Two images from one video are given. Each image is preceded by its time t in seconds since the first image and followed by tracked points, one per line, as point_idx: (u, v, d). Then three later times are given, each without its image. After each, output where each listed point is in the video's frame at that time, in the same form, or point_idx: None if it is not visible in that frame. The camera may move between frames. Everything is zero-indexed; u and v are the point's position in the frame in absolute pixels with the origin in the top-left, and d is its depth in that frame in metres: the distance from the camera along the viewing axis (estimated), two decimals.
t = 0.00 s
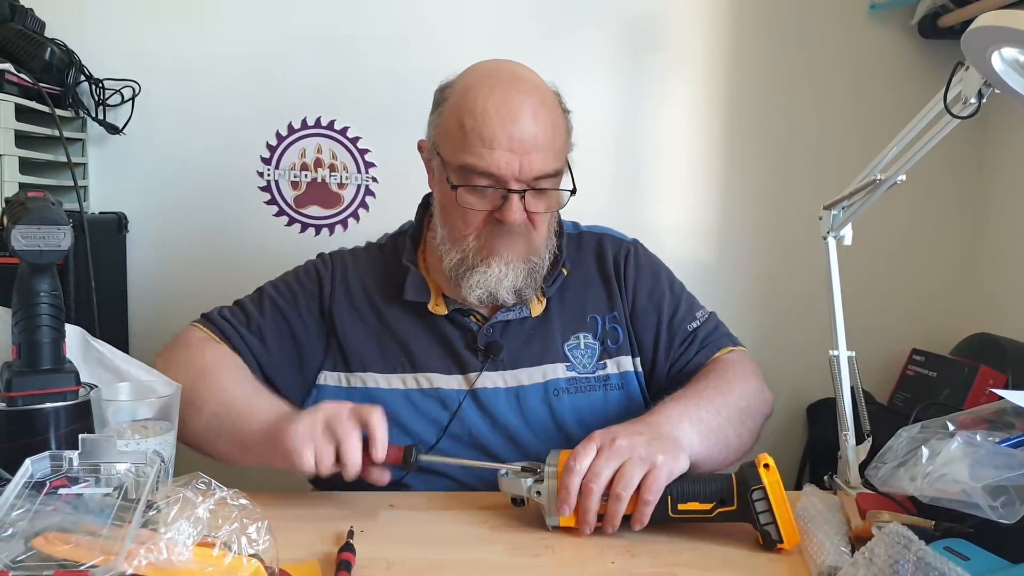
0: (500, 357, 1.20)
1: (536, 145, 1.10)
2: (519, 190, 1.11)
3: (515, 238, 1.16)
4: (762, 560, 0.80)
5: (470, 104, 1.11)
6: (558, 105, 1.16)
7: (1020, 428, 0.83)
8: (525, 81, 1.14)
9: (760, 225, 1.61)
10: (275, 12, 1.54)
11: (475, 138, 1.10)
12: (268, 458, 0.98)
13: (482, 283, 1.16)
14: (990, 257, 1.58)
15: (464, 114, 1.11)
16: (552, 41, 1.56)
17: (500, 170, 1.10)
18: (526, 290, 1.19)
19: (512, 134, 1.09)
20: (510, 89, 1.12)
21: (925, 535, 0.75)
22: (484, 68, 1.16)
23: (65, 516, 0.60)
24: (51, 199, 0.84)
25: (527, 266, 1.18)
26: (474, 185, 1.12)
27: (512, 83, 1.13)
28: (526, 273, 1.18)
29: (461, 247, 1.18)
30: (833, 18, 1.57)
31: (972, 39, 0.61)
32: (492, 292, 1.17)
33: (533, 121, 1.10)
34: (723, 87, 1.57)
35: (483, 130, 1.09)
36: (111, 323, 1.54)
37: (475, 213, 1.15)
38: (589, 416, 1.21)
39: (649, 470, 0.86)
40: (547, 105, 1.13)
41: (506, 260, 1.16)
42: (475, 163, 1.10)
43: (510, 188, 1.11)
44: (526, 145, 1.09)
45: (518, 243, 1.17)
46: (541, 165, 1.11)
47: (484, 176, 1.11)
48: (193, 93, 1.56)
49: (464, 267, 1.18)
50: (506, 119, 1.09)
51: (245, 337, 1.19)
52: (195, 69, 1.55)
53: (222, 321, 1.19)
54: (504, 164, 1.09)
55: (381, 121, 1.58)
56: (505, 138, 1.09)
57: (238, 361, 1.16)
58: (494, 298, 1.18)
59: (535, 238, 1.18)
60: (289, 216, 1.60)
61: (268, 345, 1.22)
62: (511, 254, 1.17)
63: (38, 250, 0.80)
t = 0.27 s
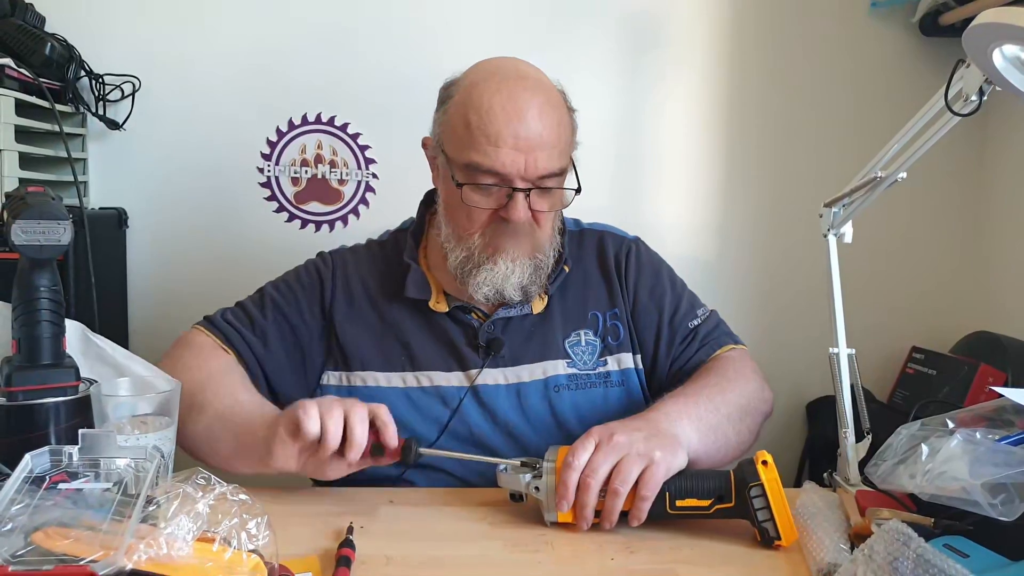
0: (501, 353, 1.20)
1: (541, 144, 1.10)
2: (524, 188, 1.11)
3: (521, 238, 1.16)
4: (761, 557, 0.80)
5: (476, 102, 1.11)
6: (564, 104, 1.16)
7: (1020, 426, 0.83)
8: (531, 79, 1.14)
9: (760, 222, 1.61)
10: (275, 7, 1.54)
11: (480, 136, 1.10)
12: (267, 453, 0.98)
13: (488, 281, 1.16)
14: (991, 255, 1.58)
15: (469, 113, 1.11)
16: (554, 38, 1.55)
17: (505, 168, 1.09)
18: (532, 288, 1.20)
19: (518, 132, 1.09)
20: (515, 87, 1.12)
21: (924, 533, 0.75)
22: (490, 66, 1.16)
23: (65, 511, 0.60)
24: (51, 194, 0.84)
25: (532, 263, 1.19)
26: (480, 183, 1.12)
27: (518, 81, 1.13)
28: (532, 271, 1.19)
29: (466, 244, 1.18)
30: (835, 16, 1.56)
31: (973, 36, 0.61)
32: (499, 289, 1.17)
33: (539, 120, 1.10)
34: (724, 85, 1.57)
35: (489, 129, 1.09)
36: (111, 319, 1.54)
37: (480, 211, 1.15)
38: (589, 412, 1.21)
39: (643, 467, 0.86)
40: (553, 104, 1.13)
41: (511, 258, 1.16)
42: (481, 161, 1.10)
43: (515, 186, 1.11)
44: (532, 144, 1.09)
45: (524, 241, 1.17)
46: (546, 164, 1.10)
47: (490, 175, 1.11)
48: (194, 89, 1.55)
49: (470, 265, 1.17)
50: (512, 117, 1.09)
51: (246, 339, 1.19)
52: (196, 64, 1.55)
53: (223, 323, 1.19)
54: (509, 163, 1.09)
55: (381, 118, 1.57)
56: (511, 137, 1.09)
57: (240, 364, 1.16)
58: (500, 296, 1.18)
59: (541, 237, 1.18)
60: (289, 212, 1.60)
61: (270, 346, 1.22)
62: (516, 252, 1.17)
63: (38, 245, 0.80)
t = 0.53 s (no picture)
0: (502, 350, 1.20)
1: (541, 143, 1.09)
2: (524, 187, 1.11)
3: (522, 236, 1.16)
4: (762, 555, 0.80)
5: (476, 101, 1.11)
6: (564, 103, 1.16)
7: (1019, 425, 0.83)
8: (532, 77, 1.14)
9: (761, 221, 1.61)
10: (275, 5, 1.54)
11: (480, 135, 1.09)
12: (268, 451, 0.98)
13: (489, 279, 1.17)
14: (991, 255, 1.58)
15: (469, 112, 1.11)
16: (554, 37, 1.55)
17: (505, 167, 1.09)
18: (534, 284, 1.21)
19: (518, 132, 1.08)
20: (515, 86, 1.11)
21: (924, 532, 0.75)
22: (490, 64, 1.16)
23: (64, 509, 0.60)
24: (52, 192, 0.84)
25: (534, 260, 1.19)
26: (480, 182, 1.12)
27: (518, 80, 1.12)
28: (534, 266, 1.19)
29: (467, 242, 1.18)
30: (835, 16, 1.56)
31: (973, 36, 0.61)
32: (500, 286, 1.18)
33: (539, 119, 1.09)
34: (724, 84, 1.57)
35: (488, 128, 1.09)
36: (111, 317, 1.54)
37: (480, 209, 1.15)
38: (589, 410, 1.21)
39: (644, 465, 0.86)
40: (553, 103, 1.13)
41: (512, 256, 1.16)
42: (481, 161, 1.10)
43: (515, 185, 1.11)
44: (531, 143, 1.09)
45: (525, 238, 1.17)
46: (546, 164, 1.10)
47: (490, 174, 1.10)
48: (193, 87, 1.55)
49: (471, 262, 1.18)
50: (512, 117, 1.08)
51: (246, 334, 1.17)
52: (195, 63, 1.55)
53: (222, 321, 1.18)
54: (508, 162, 1.09)
55: (381, 116, 1.57)
56: (510, 136, 1.08)
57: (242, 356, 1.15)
58: (502, 293, 1.19)
59: (543, 235, 1.18)
60: (289, 211, 1.60)
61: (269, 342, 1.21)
62: (517, 250, 1.17)
63: (38, 243, 0.80)
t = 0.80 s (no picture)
0: (503, 352, 1.20)
1: (545, 144, 1.10)
2: (526, 188, 1.11)
3: (524, 236, 1.16)
4: (761, 556, 0.80)
5: (480, 101, 1.11)
6: (568, 106, 1.16)
7: (1019, 426, 0.83)
8: (536, 79, 1.14)
9: (761, 221, 1.61)
10: (274, 6, 1.54)
11: (483, 135, 1.09)
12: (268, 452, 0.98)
13: (490, 279, 1.17)
14: (991, 255, 1.57)
15: (473, 112, 1.11)
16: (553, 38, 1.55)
17: (509, 168, 1.09)
18: (534, 284, 1.20)
19: (521, 132, 1.08)
20: (520, 87, 1.11)
21: (923, 532, 0.75)
22: (494, 65, 1.16)
23: (64, 510, 0.60)
24: (51, 193, 0.84)
25: (535, 260, 1.19)
26: (483, 182, 1.12)
27: (523, 81, 1.12)
28: (535, 267, 1.19)
29: (469, 242, 1.18)
30: (834, 15, 1.56)
31: (972, 36, 0.61)
32: (501, 286, 1.17)
33: (543, 121, 1.10)
34: (723, 84, 1.57)
35: (493, 128, 1.09)
36: (111, 318, 1.54)
37: (482, 209, 1.15)
38: (589, 412, 1.21)
39: (646, 465, 0.86)
40: (557, 105, 1.13)
41: (513, 256, 1.16)
42: (484, 161, 1.10)
43: (518, 186, 1.11)
44: (535, 144, 1.09)
45: (526, 238, 1.17)
46: (549, 165, 1.11)
47: (493, 174, 1.11)
48: (193, 88, 1.55)
49: (472, 261, 1.18)
50: (516, 118, 1.09)
51: (249, 332, 1.17)
52: (195, 63, 1.55)
53: (224, 317, 1.16)
54: (511, 163, 1.09)
55: (381, 117, 1.57)
56: (514, 137, 1.08)
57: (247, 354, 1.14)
58: (502, 292, 1.18)
59: (545, 235, 1.18)
60: (289, 211, 1.60)
61: (272, 339, 1.20)
62: (518, 250, 1.17)
63: (38, 244, 0.80)
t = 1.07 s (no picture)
0: (504, 356, 1.20)
1: (552, 151, 1.10)
2: (532, 194, 1.11)
3: (528, 242, 1.16)
4: (762, 559, 0.80)
5: (487, 107, 1.11)
6: (575, 114, 1.16)
7: (1020, 428, 0.83)
8: (544, 86, 1.14)
9: (761, 223, 1.61)
10: (274, 11, 1.54)
11: (490, 141, 1.09)
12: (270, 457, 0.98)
13: (493, 283, 1.17)
14: (992, 256, 1.57)
15: (481, 117, 1.11)
16: (553, 41, 1.56)
17: (515, 174, 1.09)
18: (536, 290, 1.20)
19: (528, 138, 1.08)
20: (527, 93, 1.11)
21: (924, 535, 0.75)
22: (501, 71, 1.16)
23: (65, 516, 0.60)
24: (51, 199, 0.84)
25: (538, 265, 1.19)
26: (488, 187, 1.12)
27: (530, 88, 1.13)
28: (537, 272, 1.19)
29: (472, 246, 1.18)
30: (833, 17, 1.56)
31: (970, 39, 0.61)
32: (503, 290, 1.17)
33: (549, 127, 1.10)
34: (723, 87, 1.57)
35: (500, 134, 1.09)
36: (111, 323, 1.54)
37: (487, 214, 1.15)
38: (589, 417, 1.21)
39: (649, 468, 0.86)
40: (564, 112, 1.13)
41: (517, 261, 1.16)
42: (491, 166, 1.10)
43: (524, 192, 1.11)
44: (541, 149, 1.09)
45: (530, 243, 1.17)
46: (555, 172, 1.10)
47: (499, 179, 1.10)
48: (193, 92, 1.56)
49: (475, 265, 1.18)
50: (523, 124, 1.09)
51: (251, 337, 1.18)
52: (195, 68, 1.55)
53: (228, 322, 1.18)
54: (518, 168, 1.09)
55: (380, 120, 1.58)
56: (521, 142, 1.08)
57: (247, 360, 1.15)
58: (504, 297, 1.18)
59: (547, 240, 1.18)
60: (289, 216, 1.60)
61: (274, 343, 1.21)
62: (522, 255, 1.17)
63: (38, 250, 0.80)
